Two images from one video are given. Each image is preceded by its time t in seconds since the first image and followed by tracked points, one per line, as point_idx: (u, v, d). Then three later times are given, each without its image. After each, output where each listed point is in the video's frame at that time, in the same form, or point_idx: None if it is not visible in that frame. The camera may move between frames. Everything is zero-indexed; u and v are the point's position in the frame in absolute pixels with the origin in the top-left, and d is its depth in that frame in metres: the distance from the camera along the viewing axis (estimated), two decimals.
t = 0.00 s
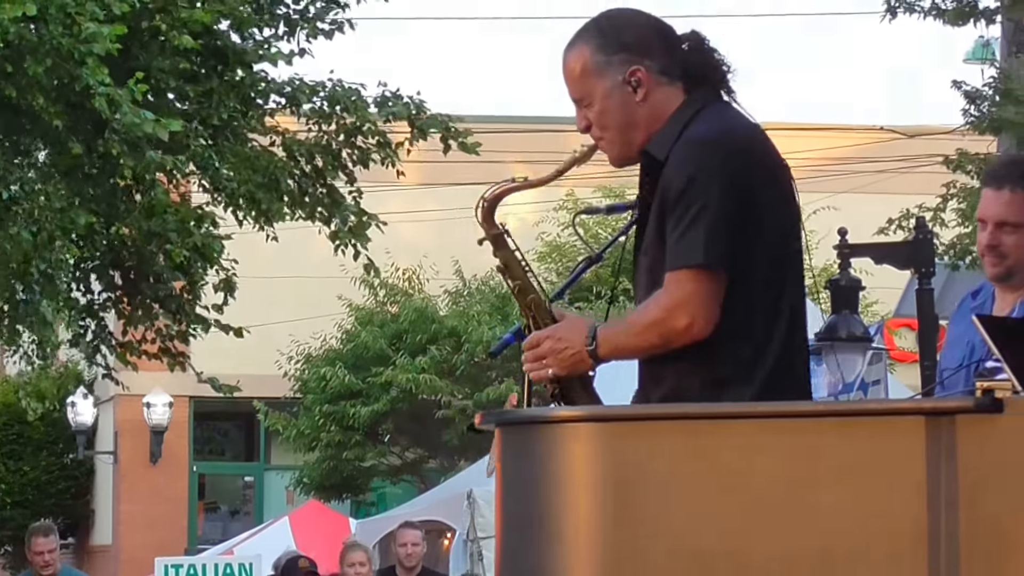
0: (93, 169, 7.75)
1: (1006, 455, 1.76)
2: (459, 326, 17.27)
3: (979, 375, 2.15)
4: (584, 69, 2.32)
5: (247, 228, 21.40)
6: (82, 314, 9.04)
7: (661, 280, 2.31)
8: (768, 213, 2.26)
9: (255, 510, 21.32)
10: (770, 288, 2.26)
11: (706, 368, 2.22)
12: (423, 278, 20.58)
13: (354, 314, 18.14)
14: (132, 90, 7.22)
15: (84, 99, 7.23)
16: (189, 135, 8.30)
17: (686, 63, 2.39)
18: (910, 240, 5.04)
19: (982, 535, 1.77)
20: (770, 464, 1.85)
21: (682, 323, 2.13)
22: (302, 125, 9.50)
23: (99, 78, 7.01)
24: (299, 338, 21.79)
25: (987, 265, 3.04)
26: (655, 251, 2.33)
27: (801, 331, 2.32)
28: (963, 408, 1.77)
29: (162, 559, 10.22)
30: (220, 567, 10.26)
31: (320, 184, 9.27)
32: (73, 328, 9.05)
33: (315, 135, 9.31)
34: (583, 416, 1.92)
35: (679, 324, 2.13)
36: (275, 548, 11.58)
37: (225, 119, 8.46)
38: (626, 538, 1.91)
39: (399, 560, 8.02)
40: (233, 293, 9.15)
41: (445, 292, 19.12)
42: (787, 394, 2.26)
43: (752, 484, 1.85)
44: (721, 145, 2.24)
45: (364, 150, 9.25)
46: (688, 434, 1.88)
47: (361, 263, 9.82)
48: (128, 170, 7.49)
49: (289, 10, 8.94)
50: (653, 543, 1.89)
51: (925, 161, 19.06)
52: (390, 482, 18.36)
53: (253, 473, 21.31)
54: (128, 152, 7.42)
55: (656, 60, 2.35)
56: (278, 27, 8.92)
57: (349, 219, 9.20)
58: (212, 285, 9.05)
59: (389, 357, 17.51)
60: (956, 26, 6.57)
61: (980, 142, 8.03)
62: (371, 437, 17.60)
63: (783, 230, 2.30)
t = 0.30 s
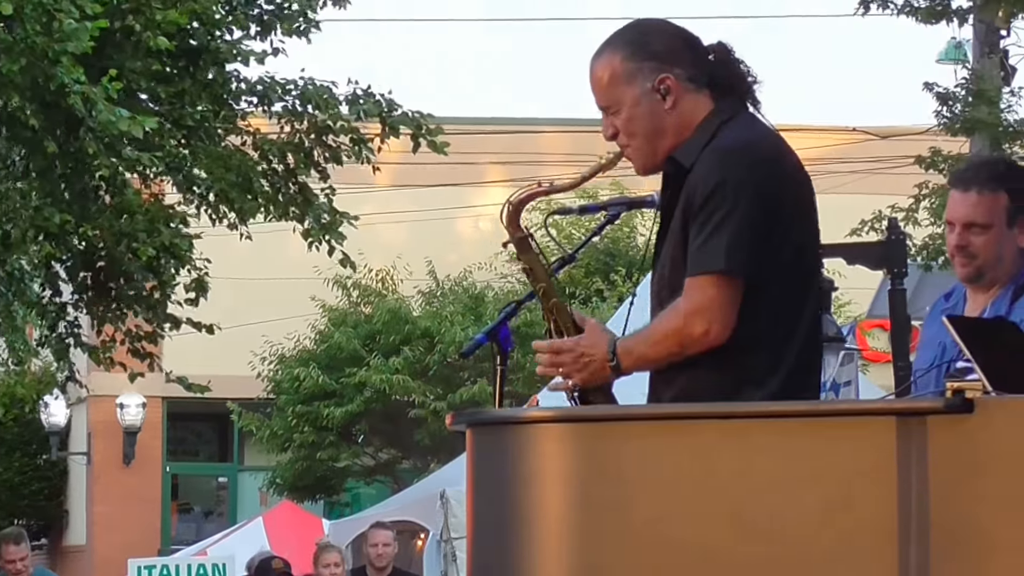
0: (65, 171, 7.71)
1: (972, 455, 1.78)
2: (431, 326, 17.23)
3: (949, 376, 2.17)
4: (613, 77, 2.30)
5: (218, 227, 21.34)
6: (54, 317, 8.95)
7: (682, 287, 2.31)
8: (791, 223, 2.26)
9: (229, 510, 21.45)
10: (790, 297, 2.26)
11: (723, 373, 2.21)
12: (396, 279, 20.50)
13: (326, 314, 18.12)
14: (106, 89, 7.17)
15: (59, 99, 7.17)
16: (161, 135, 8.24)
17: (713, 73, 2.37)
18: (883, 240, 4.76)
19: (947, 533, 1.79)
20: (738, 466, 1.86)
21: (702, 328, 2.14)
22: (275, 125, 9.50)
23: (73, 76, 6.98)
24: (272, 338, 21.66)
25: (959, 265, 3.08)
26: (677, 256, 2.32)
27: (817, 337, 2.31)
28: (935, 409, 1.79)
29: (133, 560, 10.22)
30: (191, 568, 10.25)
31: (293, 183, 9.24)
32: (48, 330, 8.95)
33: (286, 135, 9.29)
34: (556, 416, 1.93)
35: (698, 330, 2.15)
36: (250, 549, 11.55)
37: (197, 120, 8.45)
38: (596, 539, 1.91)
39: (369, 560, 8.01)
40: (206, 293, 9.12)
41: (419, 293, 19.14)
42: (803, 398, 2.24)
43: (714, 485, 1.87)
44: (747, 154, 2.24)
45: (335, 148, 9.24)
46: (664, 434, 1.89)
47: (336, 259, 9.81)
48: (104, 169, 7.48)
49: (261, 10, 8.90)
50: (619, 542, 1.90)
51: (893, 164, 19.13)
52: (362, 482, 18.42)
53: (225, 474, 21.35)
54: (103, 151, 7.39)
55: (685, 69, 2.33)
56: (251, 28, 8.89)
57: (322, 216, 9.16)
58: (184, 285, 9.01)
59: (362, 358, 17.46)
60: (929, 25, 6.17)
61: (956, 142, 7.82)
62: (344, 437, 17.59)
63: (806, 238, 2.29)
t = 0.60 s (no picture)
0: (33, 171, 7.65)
1: (936, 454, 1.79)
2: (400, 327, 17.12)
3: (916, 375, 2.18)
4: (637, 70, 2.31)
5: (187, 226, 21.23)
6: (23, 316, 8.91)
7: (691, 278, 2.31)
8: (807, 221, 2.25)
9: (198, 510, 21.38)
10: (801, 296, 2.25)
11: (721, 364, 2.21)
12: (365, 280, 20.47)
13: (296, 315, 18.13)
14: (76, 86, 7.14)
15: (29, 96, 7.15)
16: (129, 135, 8.20)
17: (738, 72, 2.36)
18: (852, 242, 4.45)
19: (914, 532, 1.80)
20: (707, 467, 1.86)
21: (705, 318, 2.14)
22: (245, 124, 9.49)
23: (43, 74, 6.96)
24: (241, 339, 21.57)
25: (925, 248, 3.15)
26: (691, 250, 2.33)
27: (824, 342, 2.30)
28: (901, 409, 1.80)
29: (102, 561, 10.20)
30: (161, 568, 10.19)
31: (261, 182, 9.29)
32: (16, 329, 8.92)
33: (254, 134, 9.29)
34: (522, 417, 1.93)
35: (701, 318, 2.14)
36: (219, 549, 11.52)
37: (163, 121, 8.53)
38: (564, 539, 1.92)
39: (336, 560, 7.99)
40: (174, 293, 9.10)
41: (388, 294, 19.15)
42: (788, 396, 2.24)
43: (680, 485, 1.87)
44: (765, 150, 2.23)
45: (302, 147, 9.22)
46: (636, 434, 1.89)
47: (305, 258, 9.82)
48: (73, 169, 7.47)
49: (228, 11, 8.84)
50: (590, 541, 1.91)
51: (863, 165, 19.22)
52: (331, 482, 18.41)
53: (194, 474, 21.24)
54: (72, 148, 7.36)
55: (708, 66, 2.32)
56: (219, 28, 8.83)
57: (289, 215, 9.25)
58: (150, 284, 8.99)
59: (331, 358, 17.42)
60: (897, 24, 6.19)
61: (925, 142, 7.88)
62: (314, 438, 17.55)
63: (821, 238, 2.28)
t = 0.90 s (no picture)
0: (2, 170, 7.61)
1: (900, 455, 1.81)
2: (370, 327, 17.26)
3: (879, 376, 2.21)
4: (670, 63, 2.35)
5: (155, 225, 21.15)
6: None
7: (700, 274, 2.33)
8: (818, 220, 2.28)
9: (167, 510, 21.37)
10: (808, 294, 2.27)
11: (726, 361, 2.23)
12: (334, 281, 20.56)
13: (264, 316, 18.29)
14: (45, 85, 7.13)
15: None
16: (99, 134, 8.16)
17: (768, 72, 2.40)
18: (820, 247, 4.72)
19: (880, 532, 1.81)
20: (675, 467, 1.87)
21: (711, 311, 2.15)
22: (213, 125, 9.48)
23: (12, 72, 6.96)
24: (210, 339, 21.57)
25: (890, 239, 3.18)
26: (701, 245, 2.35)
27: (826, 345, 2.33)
28: (866, 410, 1.81)
29: (72, 561, 10.22)
30: (130, 569, 10.16)
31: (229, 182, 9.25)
32: None
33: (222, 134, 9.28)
34: (488, 416, 1.95)
35: (708, 313, 2.16)
36: (189, 548, 11.56)
37: (134, 120, 8.52)
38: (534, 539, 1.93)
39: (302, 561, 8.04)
40: (141, 292, 9.07)
41: (357, 294, 19.25)
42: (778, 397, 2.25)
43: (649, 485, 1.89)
44: (783, 148, 2.26)
45: (269, 147, 9.23)
46: (605, 436, 1.90)
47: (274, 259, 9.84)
48: (42, 168, 7.45)
49: (197, 11, 8.85)
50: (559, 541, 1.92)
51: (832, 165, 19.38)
52: (300, 483, 18.35)
53: (164, 474, 21.26)
54: (43, 145, 7.36)
55: (741, 64, 2.36)
56: (187, 28, 8.84)
57: (258, 214, 9.23)
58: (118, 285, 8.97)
59: (300, 358, 17.45)
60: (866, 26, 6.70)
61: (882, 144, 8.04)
62: (283, 438, 17.52)
63: (829, 240, 2.31)
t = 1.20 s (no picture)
0: None
1: (868, 454, 1.82)
2: (338, 326, 17.41)
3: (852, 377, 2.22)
4: (648, 84, 2.47)
5: (123, 226, 21.13)
6: None
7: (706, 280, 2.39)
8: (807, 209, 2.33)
9: (136, 511, 21.34)
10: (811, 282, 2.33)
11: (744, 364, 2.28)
12: (304, 280, 20.67)
13: (233, 316, 18.58)
14: (13, 82, 7.17)
15: None
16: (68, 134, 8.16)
17: (746, 82, 2.50)
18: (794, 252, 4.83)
19: (845, 531, 1.82)
20: (643, 467, 1.89)
21: (719, 320, 2.21)
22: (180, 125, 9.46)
23: None
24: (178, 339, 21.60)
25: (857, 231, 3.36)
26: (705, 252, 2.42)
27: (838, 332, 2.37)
28: (832, 410, 1.82)
29: (40, 562, 10.18)
30: (99, 569, 10.11)
31: (196, 181, 9.16)
32: None
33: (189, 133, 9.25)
34: (455, 417, 1.97)
35: (715, 318, 2.21)
36: (156, 549, 11.57)
37: (100, 118, 8.42)
38: (503, 540, 1.95)
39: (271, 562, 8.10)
40: (108, 292, 9.02)
41: (326, 295, 19.42)
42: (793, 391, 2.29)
43: (620, 486, 1.90)
44: (759, 145, 2.33)
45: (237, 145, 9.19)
46: (569, 435, 1.92)
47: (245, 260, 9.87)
48: (10, 167, 7.43)
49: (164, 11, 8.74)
50: (531, 540, 1.94)
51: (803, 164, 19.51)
52: (268, 483, 18.29)
53: (133, 475, 21.23)
54: (11, 145, 7.37)
55: (716, 79, 2.46)
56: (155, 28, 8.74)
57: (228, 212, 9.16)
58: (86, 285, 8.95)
59: (268, 359, 17.71)
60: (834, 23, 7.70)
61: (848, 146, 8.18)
62: (252, 438, 17.48)
63: (823, 230, 2.37)
